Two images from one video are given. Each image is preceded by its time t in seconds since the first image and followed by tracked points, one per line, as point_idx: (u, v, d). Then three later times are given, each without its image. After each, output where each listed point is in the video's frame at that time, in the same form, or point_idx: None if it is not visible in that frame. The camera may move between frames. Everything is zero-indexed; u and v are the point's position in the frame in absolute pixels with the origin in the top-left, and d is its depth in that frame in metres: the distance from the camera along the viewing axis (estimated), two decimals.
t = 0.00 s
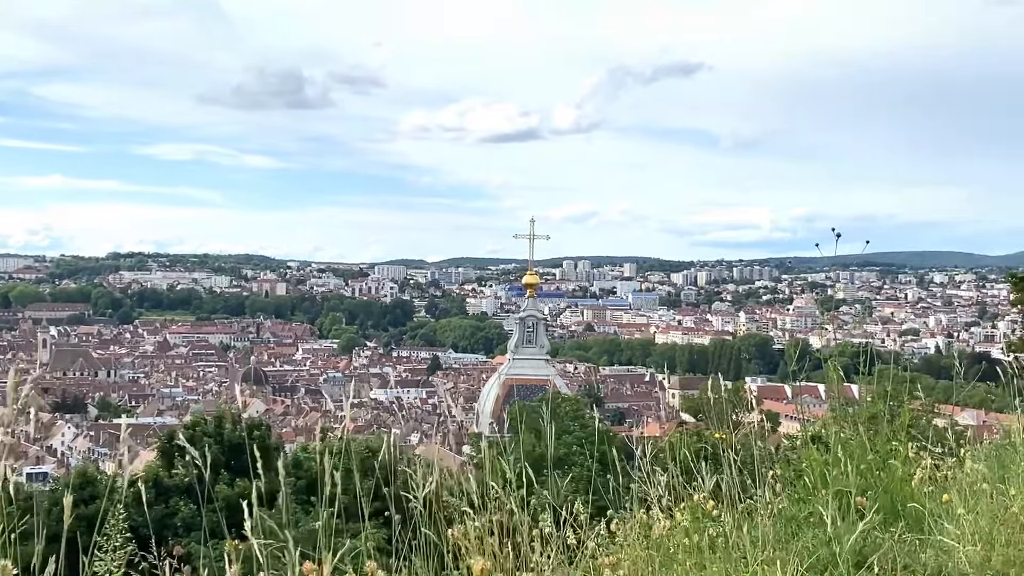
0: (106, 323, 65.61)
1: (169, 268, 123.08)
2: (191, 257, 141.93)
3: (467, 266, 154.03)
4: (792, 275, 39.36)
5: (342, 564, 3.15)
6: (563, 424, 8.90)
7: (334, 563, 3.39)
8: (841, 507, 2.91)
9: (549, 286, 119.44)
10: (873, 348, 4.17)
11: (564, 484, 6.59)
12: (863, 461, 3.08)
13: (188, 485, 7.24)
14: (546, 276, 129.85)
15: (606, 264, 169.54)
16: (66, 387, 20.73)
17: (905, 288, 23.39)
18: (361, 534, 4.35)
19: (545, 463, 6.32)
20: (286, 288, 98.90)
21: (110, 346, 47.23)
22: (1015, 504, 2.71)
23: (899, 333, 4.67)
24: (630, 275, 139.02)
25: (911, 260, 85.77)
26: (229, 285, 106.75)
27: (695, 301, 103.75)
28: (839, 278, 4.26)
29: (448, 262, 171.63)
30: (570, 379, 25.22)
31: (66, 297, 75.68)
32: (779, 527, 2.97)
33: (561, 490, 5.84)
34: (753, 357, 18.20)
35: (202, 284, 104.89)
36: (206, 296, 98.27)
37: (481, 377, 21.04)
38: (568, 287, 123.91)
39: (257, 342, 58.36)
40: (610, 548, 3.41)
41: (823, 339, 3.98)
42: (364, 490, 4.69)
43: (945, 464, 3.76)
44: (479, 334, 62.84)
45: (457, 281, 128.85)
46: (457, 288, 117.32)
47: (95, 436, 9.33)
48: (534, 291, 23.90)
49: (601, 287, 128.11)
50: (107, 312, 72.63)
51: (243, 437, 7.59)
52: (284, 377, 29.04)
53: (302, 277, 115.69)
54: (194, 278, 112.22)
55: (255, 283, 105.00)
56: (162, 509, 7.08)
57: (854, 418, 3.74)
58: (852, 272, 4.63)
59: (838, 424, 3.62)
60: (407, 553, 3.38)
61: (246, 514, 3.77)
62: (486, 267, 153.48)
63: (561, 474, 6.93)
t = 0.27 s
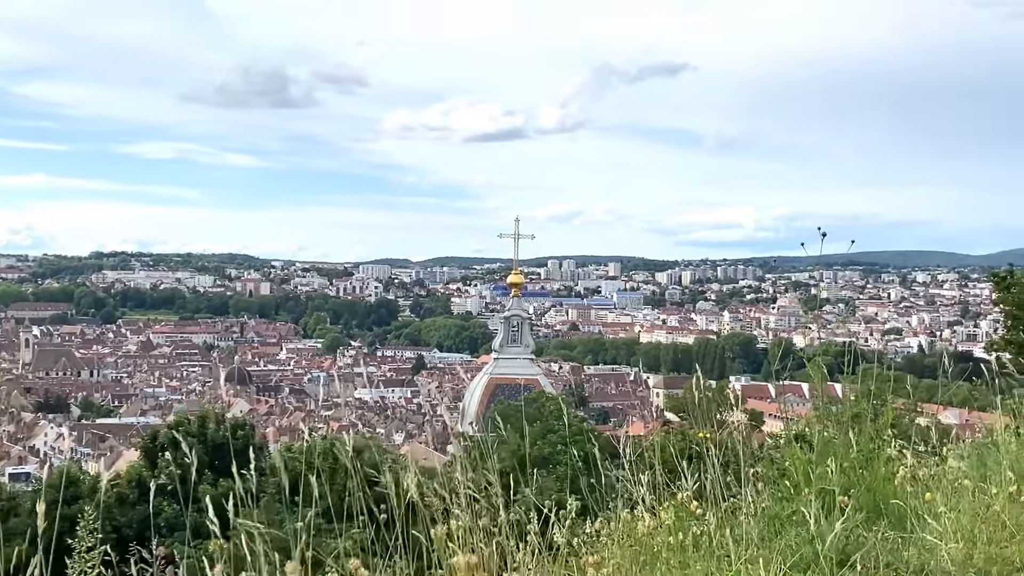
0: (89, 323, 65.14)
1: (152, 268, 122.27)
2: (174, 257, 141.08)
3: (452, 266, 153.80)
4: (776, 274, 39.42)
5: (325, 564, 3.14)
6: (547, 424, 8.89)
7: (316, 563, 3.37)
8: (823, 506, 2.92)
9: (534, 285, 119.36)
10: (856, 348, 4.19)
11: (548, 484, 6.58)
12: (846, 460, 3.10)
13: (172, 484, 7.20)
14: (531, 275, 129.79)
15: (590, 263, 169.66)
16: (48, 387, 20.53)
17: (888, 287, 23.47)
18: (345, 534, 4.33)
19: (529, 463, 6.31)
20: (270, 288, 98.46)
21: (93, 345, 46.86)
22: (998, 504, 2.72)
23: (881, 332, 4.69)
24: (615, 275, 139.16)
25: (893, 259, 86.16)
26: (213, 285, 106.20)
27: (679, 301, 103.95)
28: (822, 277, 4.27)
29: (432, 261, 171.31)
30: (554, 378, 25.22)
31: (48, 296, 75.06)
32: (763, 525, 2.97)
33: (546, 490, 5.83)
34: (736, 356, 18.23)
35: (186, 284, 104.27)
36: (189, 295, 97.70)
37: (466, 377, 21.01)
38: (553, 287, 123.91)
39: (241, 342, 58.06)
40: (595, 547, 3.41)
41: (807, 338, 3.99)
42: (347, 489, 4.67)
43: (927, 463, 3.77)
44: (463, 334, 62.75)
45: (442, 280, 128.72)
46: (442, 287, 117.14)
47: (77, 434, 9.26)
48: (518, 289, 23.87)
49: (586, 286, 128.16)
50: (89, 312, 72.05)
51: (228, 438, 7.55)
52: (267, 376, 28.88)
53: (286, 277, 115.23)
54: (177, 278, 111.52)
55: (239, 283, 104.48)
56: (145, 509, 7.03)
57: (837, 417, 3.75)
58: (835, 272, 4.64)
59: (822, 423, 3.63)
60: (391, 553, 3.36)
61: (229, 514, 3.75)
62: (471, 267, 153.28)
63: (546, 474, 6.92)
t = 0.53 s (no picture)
0: (72, 323, 64.69)
1: (136, 268, 121.54)
2: (158, 257, 140.28)
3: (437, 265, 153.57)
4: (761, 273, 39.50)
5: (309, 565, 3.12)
6: (533, 423, 8.87)
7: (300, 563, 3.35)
8: (809, 505, 2.92)
9: (519, 284, 119.26)
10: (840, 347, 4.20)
11: (533, 483, 6.56)
12: (829, 460, 3.11)
13: (156, 484, 7.16)
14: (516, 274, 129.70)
15: (575, 263, 169.73)
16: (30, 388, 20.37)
17: (871, 286, 23.54)
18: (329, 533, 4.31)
19: (514, 463, 6.29)
20: (254, 287, 98.05)
21: (76, 345, 46.52)
22: (981, 502, 2.74)
23: (865, 331, 4.71)
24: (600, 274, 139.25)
25: (877, 260, 86.53)
26: (197, 285, 105.68)
27: (664, 300, 104.08)
28: (806, 276, 4.28)
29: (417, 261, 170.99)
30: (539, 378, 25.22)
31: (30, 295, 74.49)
32: (747, 524, 2.98)
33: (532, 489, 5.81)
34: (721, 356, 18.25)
35: (169, 283, 103.70)
36: (173, 295, 97.16)
37: (451, 376, 20.97)
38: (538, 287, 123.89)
39: (225, 342, 57.78)
40: (580, 546, 3.40)
41: (790, 337, 3.99)
42: (331, 489, 4.66)
43: (909, 461, 3.79)
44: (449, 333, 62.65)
45: (427, 280, 128.52)
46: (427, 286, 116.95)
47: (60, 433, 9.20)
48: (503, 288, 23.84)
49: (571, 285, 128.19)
50: (72, 312, 71.51)
51: (212, 438, 7.51)
52: (251, 376, 28.74)
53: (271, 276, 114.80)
54: (161, 278, 110.87)
55: (223, 282, 104.01)
56: (129, 509, 6.99)
57: (821, 416, 3.76)
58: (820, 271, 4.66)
59: (806, 422, 3.64)
60: (375, 553, 3.35)
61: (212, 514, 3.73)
62: (456, 266, 153.02)
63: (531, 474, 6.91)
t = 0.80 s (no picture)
0: (56, 323, 64.31)
1: (120, 268, 120.86)
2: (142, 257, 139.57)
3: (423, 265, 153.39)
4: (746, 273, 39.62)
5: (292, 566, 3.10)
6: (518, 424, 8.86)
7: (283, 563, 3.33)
8: (791, 504, 2.93)
9: (505, 284, 119.25)
10: (825, 347, 4.21)
11: (518, 483, 6.55)
12: (814, 459, 3.12)
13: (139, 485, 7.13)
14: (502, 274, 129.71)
15: (561, 263, 169.87)
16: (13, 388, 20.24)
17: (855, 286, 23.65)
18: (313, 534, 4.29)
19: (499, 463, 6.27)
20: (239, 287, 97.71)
21: (59, 345, 46.24)
22: (965, 500, 2.75)
23: (849, 331, 4.73)
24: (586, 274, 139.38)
25: (861, 259, 86.88)
26: (182, 285, 105.20)
27: (650, 301, 104.26)
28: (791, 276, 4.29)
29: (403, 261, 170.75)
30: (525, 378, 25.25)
31: (13, 295, 73.96)
32: (731, 524, 2.98)
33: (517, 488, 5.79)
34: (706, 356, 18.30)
35: (154, 284, 103.18)
36: (157, 295, 96.67)
37: (436, 376, 20.98)
38: (524, 287, 123.89)
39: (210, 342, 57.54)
40: (565, 544, 3.40)
41: (775, 337, 4.01)
42: (315, 488, 4.63)
43: (894, 459, 3.80)
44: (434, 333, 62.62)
45: (413, 280, 128.40)
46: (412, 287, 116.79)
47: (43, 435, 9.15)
48: (489, 288, 23.87)
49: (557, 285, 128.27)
50: (55, 312, 71.06)
51: (195, 439, 7.48)
52: (237, 376, 28.62)
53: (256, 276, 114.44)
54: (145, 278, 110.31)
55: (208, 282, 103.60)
56: (112, 511, 6.94)
57: (805, 415, 3.77)
58: (804, 271, 4.68)
59: (791, 422, 3.65)
60: (361, 553, 3.33)
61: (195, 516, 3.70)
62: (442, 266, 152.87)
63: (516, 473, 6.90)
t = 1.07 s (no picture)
0: (40, 323, 63.83)
1: (105, 269, 120.07)
2: (127, 257, 138.69)
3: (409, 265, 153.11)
4: (731, 272, 39.70)
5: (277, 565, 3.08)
6: (505, 423, 8.84)
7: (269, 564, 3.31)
8: (778, 503, 2.94)
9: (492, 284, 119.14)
10: (811, 345, 4.20)
11: (504, 483, 6.53)
12: (799, 459, 3.12)
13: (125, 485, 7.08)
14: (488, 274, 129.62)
15: (548, 262, 169.83)
16: None
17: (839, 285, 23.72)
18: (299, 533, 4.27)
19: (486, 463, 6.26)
20: (225, 287, 97.29)
21: (43, 346, 45.88)
22: (949, 500, 2.76)
23: (836, 330, 4.73)
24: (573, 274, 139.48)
25: (846, 259, 87.20)
26: (167, 285, 104.64)
27: (636, 300, 104.37)
28: (777, 276, 4.30)
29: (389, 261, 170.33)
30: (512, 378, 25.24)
31: None
32: (718, 523, 2.98)
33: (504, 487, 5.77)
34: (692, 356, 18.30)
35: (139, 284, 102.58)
36: (142, 295, 96.13)
37: (423, 376, 20.94)
38: (511, 287, 123.82)
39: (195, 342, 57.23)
40: (551, 544, 3.39)
41: (762, 337, 4.01)
42: (300, 489, 4.61)
43: (879, 459, 3.81)
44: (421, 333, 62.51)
45: (400, 280, 128.18)
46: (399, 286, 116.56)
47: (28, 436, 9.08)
48: (476, 288, 23.84)
49: (544, 285, 128.27)
50: (39, 313, 70.48)
51: (181, 438, 7.43)
52: (223, 377, 28.45)
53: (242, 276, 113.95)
54: (130, 278, 109.63)
55: (194, 282, 103.07)
56: (97, 511, 6.90)
57: (792, 413, 3.78)
58: (790, 271, 4.68)
59: (778, 421, 3.65)
60: (346, 553, 3.31)
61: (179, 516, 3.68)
62: (429, 266, 152.62)
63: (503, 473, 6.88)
